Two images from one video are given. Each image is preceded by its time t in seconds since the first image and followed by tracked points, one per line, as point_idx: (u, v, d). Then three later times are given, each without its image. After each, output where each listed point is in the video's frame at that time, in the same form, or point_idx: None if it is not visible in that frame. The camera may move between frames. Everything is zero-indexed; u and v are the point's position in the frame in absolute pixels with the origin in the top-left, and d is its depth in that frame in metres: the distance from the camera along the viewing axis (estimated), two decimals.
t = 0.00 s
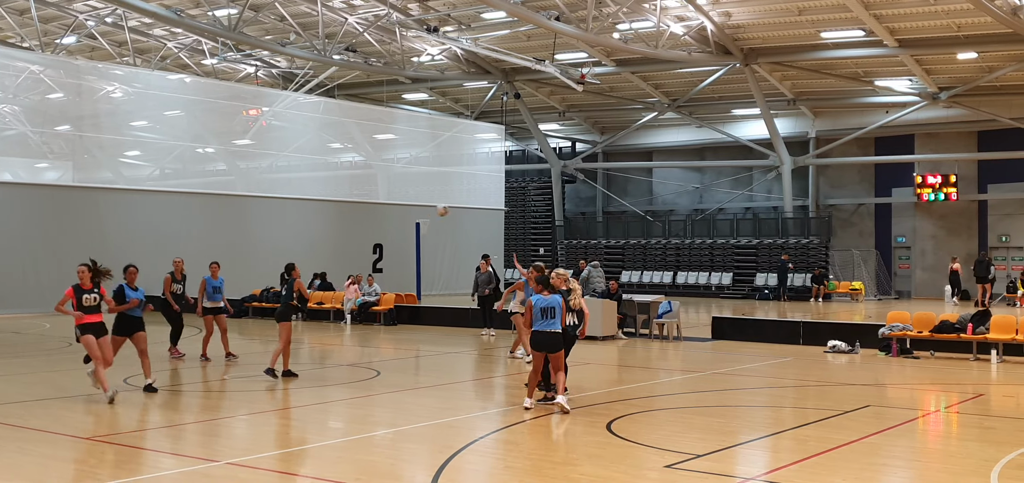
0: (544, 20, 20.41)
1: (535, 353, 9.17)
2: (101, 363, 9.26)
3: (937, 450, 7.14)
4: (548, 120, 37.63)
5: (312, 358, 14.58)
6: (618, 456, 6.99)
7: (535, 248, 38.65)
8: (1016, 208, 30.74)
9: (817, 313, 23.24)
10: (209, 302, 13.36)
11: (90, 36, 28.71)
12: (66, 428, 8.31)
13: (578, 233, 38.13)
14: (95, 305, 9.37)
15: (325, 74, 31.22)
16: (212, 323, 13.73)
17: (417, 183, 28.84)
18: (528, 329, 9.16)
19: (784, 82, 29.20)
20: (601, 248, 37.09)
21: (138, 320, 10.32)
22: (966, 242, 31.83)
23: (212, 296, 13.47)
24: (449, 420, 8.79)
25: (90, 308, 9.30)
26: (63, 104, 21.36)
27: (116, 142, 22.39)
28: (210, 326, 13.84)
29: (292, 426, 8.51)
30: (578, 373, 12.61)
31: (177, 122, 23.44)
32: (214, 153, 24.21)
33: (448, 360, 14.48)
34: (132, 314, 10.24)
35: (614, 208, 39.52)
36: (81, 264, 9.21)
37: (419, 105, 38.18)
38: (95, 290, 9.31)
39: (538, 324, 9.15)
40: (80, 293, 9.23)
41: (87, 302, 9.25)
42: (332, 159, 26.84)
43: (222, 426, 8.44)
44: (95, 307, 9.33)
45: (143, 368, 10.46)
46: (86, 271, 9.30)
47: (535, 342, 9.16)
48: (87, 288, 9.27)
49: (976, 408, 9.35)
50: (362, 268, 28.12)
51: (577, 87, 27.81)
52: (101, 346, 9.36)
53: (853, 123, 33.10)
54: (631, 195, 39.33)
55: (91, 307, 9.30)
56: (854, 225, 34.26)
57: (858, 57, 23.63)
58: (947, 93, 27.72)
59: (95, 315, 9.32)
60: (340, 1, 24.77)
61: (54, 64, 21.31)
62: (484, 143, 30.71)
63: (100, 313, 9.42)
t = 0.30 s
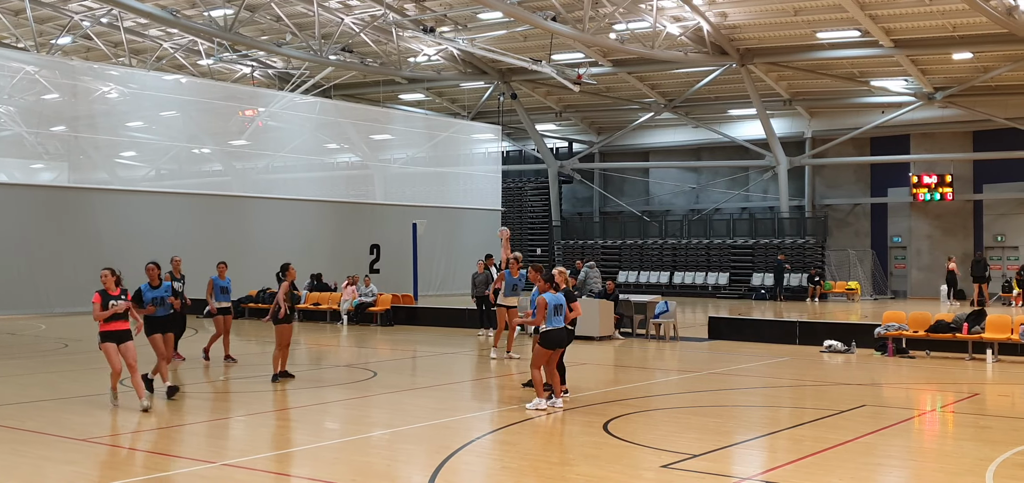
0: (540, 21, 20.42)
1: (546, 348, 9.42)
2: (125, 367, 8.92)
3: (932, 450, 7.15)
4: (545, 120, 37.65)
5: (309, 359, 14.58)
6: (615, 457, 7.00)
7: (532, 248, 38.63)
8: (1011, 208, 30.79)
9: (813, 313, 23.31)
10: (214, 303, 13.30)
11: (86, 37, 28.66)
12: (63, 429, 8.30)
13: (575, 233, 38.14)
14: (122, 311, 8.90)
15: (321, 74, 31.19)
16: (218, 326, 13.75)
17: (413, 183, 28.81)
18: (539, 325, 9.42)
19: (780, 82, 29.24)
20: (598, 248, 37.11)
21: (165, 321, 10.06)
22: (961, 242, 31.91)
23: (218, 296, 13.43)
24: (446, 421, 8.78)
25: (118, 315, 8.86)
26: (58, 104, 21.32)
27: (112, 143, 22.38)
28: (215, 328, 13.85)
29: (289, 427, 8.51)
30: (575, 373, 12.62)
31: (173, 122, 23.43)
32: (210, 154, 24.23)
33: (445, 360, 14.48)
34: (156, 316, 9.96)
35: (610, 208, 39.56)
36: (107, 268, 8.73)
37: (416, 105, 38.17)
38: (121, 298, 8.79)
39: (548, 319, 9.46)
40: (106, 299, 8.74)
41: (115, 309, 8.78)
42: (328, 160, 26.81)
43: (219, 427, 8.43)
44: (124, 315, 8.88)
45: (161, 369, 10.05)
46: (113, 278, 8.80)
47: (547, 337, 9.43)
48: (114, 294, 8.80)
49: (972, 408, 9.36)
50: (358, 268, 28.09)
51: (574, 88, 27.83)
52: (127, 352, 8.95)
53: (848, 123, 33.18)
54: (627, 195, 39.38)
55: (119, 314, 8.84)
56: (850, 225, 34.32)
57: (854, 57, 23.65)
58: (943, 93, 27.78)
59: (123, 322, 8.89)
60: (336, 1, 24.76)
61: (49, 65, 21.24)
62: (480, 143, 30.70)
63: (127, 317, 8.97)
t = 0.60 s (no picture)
0: (535, 21, 20.40)
1: (544, 344, 9.45)
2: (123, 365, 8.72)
3: (927, 450, 7.17)
4: (540, 120, 37.66)
5: (304, 360, 14.56)
6: (610, 457, 6.99)
7: (527, 249, 38.57)
8: (1005, 208, 30.86)
9: (807, 313, 23.35)
10: (213, 302, 13.28)
11: (80, 37, 28.57)
12: (57, 430, 8.27)
13: (570, 234, 38.13)
14: (121, 306, 8.72)
15: (315, 75, 31.13)
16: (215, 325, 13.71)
17: (408, 184, 28.74)
18: (537, 321, 9.44)
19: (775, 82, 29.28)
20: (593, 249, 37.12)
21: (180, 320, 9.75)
22: (955, 242, 32.01)
23: (217, 296, 13.42)
24: (442, 421, 8.79)
25: (115, 310, 8.68)
26: (53, 105, 21.25)
27: (107, 143, 22.34)
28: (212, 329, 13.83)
29: (283, 428, 8.49)
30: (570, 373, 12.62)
31: (168, 122, 23.39)
32: (204, 154, 24.18)
33: (440, 360, 14.46)
34: (173, 315, 9.73)
35: (605, 208, 39.57)
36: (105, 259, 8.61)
37: (411, 105, 38.13)
38: (117, 292, 8.62)
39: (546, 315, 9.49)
40: (102, 294, 8.60)
41: (112, 304, 8.61)
42: (323, 160, 26.77)
43: (213, 428, 8.42)
44: (122, 311, 8.69)
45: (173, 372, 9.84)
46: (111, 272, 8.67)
47: (545, 332, 9.46)
48: (110, 288, 8.64)
49: (966, 408, 9.38)
50: (353, 269, 28.01)
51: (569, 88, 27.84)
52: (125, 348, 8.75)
53: (842, 123, 33.28)
54: (622, 196, 39.42)
55: (116, 309, 8.67)
56: (844, 225, 34.39)
57: (849, 57, 23.68)
58: (937, 93, 27.86)
59: (121, 318, 8.69)
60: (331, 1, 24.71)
61: (43, 65, 21.14)
62: (475, 144, 30.67)
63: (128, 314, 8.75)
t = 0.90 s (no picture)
0: (530, 21, 20.39)
1: (538, 344, 9.44)
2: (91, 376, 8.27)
3: (922, 450, 7.18)
4: (535, 120, 37.67)
5: (299, 360, 14.55)
6: (604, 457, 6.98)
7: (522, 249, 38.53)
8: (999, 209, 30.96)
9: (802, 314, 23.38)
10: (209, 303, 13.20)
11: (76, 36, 28.51)
12: (52, 430, 8.25)
13: (566, 234, 38.13)
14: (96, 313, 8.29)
15: (311, 75, 31.06)
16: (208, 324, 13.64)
17: (403, 184, 28.62)
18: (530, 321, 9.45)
19: (771, 83, 29.31)
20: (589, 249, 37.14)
21: (184, 326, 9.59)
22: (950, 242, 32.07)
23: (212, 296, 13.34)
24: (437, 421, 8.79)
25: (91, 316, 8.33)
26: (47, 104, 21.24)
27: (102, 143, 22.26)
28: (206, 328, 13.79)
29: (279, 427, 8.48)
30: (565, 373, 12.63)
31: (163, 122, 23.26)
32: (200, 154, 24.06)
33: (436, 360, 14.46)
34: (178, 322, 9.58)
35: (601, 209, 39.58)
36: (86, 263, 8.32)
37: (407, 105, 38.12)
38: (90, 297, 8.26)
39: (538, 315, 9.48)
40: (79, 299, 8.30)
41: (82, 309, 8.22)
42: (319, 160, 26.65)
43: (208, 428, 8.40)
44: (92, 319, 8.26)
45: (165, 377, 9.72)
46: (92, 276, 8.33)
47: (539, 332, 9.45)
48: (86, 293, 8.30)
49: (960, 408, 9.42)
50: (349, 268, 27.94)
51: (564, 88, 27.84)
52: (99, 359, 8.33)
53: (837, 124, 33.32)
54: (618, 196, 39.42)
55: (89, 315, 8.27)
56: (840, 226, 34.46)
57: (845, 59, 23.71)
58: (931, 94, 27.93)
59: (91, 325, 8.25)
60: (326, 1, 24.67)
61: (38, 65, 21.13)
62: (471, 144, 30.49)
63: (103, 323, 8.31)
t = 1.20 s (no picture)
0: (527, 21, 20.37)
1: (532, 344, 9.45)
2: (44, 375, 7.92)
3: (918, 450, 7.18)
4: (531, 120, 37.67)
5: (295, 361, 14.53)
6: (601, 458, 6.97)
7: (518, 250, 38.49)
8: (995, 209, 31.02)
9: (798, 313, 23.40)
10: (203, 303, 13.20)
11: (71, 37, 28.44)
12: (48, 430, 8.23)
13: (562, 234, 38.11)
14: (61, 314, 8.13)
15: (307, 75, 31.01)
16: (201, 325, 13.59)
17: (399, 185, 28.59)
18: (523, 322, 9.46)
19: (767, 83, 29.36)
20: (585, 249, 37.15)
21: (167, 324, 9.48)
22: (946, 242, 32.12)
23: (206, 297, 13.33)
24: (433, 421, 8.79)
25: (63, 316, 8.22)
26: (43, 105, 21.17)
27: (98, 143, 22.22)
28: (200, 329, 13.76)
29: (276, 428, 8.46)
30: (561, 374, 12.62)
31: (159, 123, 23.20)
32: (196, 154, 24.01)
33: (432, 360, 14.45)
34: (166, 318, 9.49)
35: (597, 209, 39.58)
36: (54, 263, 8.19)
37: (403, 105, 38.10)
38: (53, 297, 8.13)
39: (530, 316, 9.48)
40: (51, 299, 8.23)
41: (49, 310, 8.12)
42: (315, 161, 26.58)
43: (206, 429, 8.38)
44: (55, 318, 8.12)
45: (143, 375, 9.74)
46: (61, 277, 8.21)
47: (533, 333, 9.45)
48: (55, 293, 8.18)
49: (956, 408, 9.42)
50: (344, 269, 27.90)
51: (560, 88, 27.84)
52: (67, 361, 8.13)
53: (833, 124, 33.38)
54: (614, 196, 39.44)
55: (55, 315, 8.14)
56: (835, 226, 34.52)
57: (840, 59, 23.73)
58: (927, 94, 27.98)
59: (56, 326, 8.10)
60: (322, 2, 24.65)
61: (34, 65, 21.08)
62: (467, 144, 30.42)
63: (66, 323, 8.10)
